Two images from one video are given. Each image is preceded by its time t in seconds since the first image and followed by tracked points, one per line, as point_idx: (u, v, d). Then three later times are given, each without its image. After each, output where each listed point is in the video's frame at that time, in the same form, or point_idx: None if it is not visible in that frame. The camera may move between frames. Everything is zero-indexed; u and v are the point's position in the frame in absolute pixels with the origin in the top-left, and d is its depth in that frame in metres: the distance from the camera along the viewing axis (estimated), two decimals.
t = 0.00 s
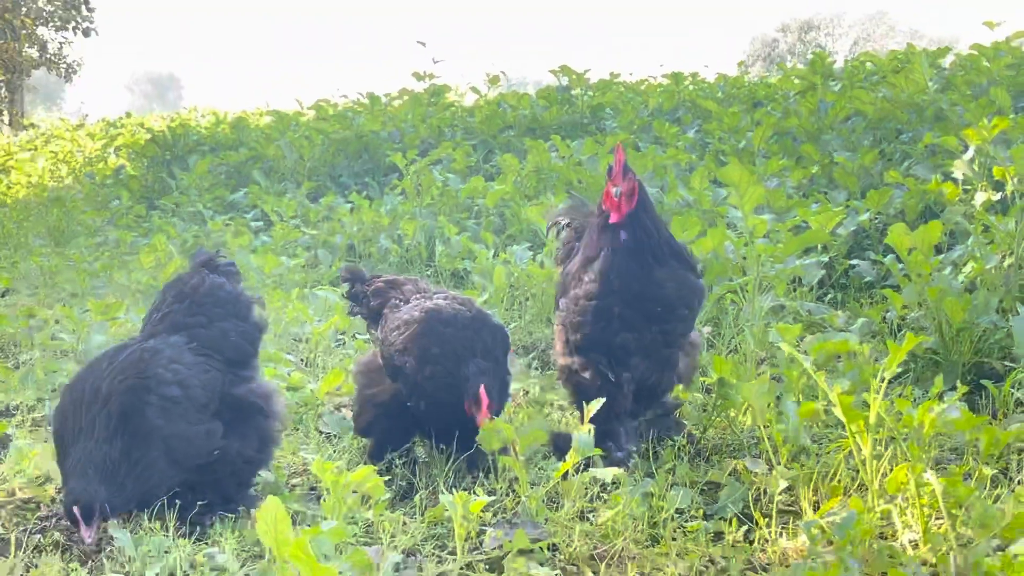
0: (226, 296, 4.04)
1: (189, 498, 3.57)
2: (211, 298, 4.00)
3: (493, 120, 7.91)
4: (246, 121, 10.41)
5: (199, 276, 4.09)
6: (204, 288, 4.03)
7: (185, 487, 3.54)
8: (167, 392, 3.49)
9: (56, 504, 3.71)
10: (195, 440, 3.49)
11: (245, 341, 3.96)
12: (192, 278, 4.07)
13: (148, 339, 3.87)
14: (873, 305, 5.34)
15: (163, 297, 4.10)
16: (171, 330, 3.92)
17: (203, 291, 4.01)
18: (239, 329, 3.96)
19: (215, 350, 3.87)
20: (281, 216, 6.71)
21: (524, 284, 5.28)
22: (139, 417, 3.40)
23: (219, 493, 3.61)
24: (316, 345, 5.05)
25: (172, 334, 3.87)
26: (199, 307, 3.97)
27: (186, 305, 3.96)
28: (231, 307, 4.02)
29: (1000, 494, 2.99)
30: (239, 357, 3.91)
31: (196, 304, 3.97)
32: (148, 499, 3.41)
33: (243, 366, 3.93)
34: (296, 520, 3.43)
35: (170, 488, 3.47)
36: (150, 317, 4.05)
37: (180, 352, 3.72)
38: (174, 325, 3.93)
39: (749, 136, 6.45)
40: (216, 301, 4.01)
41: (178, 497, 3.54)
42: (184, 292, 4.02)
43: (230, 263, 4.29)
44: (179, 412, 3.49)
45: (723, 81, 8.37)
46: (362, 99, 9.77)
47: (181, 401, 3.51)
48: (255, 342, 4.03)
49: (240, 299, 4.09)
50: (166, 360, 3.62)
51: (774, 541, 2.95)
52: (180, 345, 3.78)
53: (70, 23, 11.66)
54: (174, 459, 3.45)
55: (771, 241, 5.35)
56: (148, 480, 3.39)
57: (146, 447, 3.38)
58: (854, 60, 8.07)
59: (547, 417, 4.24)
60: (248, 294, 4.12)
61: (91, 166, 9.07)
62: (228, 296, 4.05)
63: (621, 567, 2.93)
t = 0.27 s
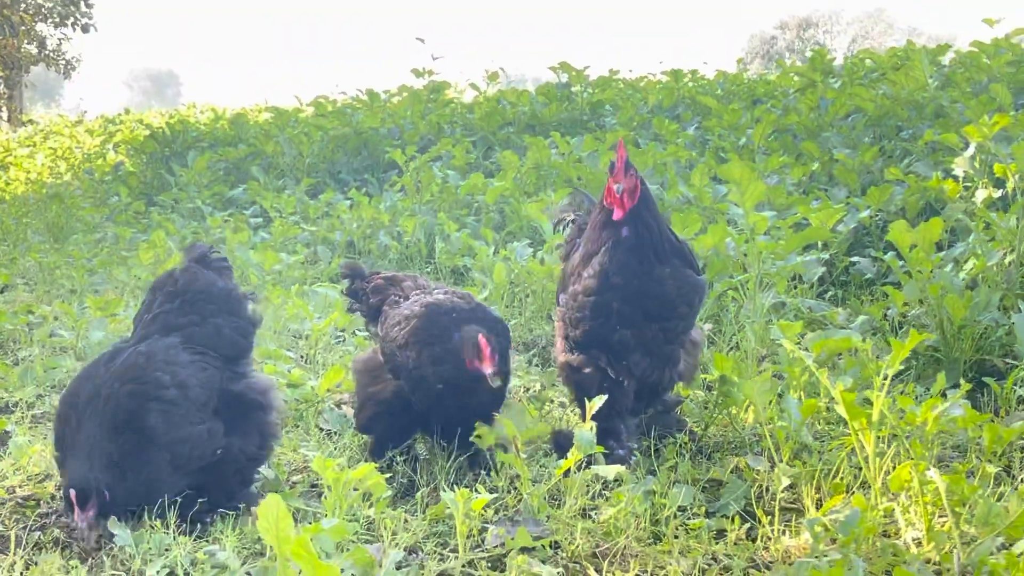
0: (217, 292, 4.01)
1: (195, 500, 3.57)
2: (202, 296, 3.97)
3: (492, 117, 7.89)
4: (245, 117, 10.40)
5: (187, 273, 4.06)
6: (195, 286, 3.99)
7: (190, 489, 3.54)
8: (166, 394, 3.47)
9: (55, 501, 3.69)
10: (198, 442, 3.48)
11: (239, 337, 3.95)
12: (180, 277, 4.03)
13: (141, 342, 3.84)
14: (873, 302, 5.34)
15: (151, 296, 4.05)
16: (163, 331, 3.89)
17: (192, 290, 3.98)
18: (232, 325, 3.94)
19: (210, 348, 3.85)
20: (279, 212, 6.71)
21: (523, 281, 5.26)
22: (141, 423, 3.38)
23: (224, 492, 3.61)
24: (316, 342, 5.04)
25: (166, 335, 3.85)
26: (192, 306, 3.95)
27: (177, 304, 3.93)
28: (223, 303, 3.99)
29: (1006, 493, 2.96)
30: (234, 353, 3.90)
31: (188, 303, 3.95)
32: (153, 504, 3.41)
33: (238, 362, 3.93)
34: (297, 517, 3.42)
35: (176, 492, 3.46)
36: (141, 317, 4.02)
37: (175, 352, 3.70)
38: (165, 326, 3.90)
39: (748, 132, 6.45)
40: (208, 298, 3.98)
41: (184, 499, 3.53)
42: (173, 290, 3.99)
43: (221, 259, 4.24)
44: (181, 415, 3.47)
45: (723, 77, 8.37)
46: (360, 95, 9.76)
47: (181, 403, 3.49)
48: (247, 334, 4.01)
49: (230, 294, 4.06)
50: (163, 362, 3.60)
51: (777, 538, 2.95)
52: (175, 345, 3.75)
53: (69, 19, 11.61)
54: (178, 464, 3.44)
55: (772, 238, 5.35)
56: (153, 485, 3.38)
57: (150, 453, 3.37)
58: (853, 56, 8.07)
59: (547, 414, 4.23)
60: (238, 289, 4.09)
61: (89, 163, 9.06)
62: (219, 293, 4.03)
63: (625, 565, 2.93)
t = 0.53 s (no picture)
0: (224, 289, 4.00)
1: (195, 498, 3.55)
2: (209, 293, 3.95)
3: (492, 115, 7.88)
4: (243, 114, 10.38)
5: (195, 270, 4.04)
6: (202, 284, 3.97)
7: (189, 486, 3.52)
8: (167, 387, 3.46)
9: (56, 501, 3.67)
10: (198, 437, 3.46)
11: (246, 335, 3.93)
12: (188, 274, 4.02)
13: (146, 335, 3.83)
14: (875, 301, 5.33)
15: (159, 293, 4.04)
16: (170, 326, 3.87)
17: (199, 287, 3.96)
18: (238, 322, 3.92)
19: (216, 345, 3.83)
20: (279, 210, 6.69)
21: (525, 280, 5.24)
22: (141, 414, 3.37)
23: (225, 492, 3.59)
24: (318, 340, 5.03)
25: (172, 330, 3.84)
26: (199, 302, 3.94)
27: (184, 299, 3.92)
28: (230, 301, 3.98)
29: (1012, 494, 2.95)
30: (240, 351, 3.88)
31: (195, 299, 3.93)
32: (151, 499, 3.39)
33: (243, 361, 3.91)
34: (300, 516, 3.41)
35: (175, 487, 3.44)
36: (149, 312, 4.01)
37: (179, 346, 3.68)
38: (172, 321, 3.88)
39: (749, 131, 6.44)
40: (215, 295, 3.96)
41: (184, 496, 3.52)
42: (181, 287, 3.97)
43: (222, 257, 4.21)
44: (181, 408, 3.45)
45: (722, 75, 8.37)
46: (359, 92, 9.74)
47: (182, 397, 3.48)
48: (254, 333, 3.99)
49: (238, 293, 4.04)
50: (166, 356, 3.58)
51: (783, 539, 2.94)
52: (180, 340, 3.74)
53: (67, 16, 11.55)
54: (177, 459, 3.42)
55: (773, 237, 5.35)
56: (152, 478, 3.37)
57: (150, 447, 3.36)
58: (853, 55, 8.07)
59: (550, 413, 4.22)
60: (246, 288, 4.07)
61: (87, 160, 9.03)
62: (227, 289, 4.01)
63: (631, 566, 2.92)
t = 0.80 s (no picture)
0: (229, 284, 4.01)
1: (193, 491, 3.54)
2: (214, 287, 3.96)
3: (490, 113, 7.88)
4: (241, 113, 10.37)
5: (201, 265, 4.05)
6: (206, 278, 3.98)
7: (189, 478, 3.51)
8: (172, 377, 3.47)
9: (55, 498, 3.65)
10: (201, 429, 3.47)
11: (249, 330, 3.94)
12: (194, 268, 4.03)
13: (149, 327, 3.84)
14: (874, 299, 5.33)
15: (163, 286, 4.05)
16: (174, 318, 3.88)
17: (204, 280, 3.97)
18: (242, 317, 3.94)
19: (219, 340, 3.84)
20: (278, 207, 6.68)
21: (525, 278, 5.24)
22: (145, 404, 3.38)
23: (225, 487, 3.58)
24: (317, 337, 5.03)
25: (176, 322, 3.84)
26: (204, 295, 3.94)
27: (188, 292, 3.92)
28: (234, 297, 3.98)
29: (1013, 492, 2.95)
30: (242, 346, 3.89)
31: (199, 292, 3.94)
32: (152, 489, 3.37)
33: (246, 355, 3.92)
34: (300, 515, 3.40)
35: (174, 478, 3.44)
36: (152, 305, 4.01)
37: (183, 339, 3.70)
38: (176, 314, 3.89)
39: (747, 129, 6.45)
40: (219, 289, 3.97)
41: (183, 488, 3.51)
42: (185, 280, 3.98)
43: (224, 251, 4.22)
44: (185, 399, 3.47)
45: (721, 74, 8.37)
46: (357, 91, 9.73)
47: (186, 388, 3.49)
48: (257, 330, 3.99)
49: (243, 289, 4.05)
50: (171, 347, 3.60)
51: (784, 536, 2.94)
52: (185, 333, 3.75)
53: (65, 14, 11.52)
54: (179, 450, 3.42)
55: (772, 235, 5.35)
56: (153, 468, 3.35)
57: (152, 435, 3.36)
58: (851, 54, 8.07)
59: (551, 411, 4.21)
60: (250, 284, 4.09)
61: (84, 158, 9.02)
62: (231, 284, 4.02)
63: (632, 562, 2.91)
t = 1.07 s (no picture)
0: (225, 281, 4.03)
1: (187, 489, 3.54)
2: (211, 284, 3.98)
3: (485, 113, 7.87)
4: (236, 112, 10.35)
5: (197, 263, 4.07)
6: (202, 276, 4.00)
7: (183, 475, 3.51)
8: (168, 373, 3.48)
9: (49, 498, 3.64)
10: (196, 425, 3.48)
11: (244, 328, 3.95)
12: (191, 266, 4.05)
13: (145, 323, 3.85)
14: (869, 299, 5.34)
15: (160, 283, 4.06)
16: (170, 315, 3.89)
17: (200, 278, 3.99)
18: (239, 314, 3.95)
19: (215, 337, 3.85)
20: (273, 207, 6.67)
21: (521, 277, 5.24)
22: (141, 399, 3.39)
23: (219, 485, 3.58)
24: (312, 336, 5.02)
25: (173, 318, 3.86)
26: (200, 292, 3.96)
27: (184, 290, 3.94)
28: (231, 296, 4.00)
29: (1009, 493, 2.95)
30: (238, 343, 3.90)
31: (196, 290, 3.95)
32: (147, 485, 3.37)
33: (241, 353, 3.93)
34: (295, 514, 3.40)
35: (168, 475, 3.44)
36: (148, 302, 4.02)
37: (180, 335, 3.71)
38: (173, 311, 3.90)
39: (744, 129, 6.45)
40: (215, 286, 3.99)
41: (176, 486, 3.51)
42: (182, 278, 4.00)
43: (221, 250, 4.23)
44: (181, 395, 3.48)
45: (716, 74, 8.37)
46: (353, 90, 9.72)
47: (182, 384, 3.50)
48: (253, 329, 4.00)
49: (239, 288, 4.06)
50: (167, 343, 3.62)
51: (781, 536, 2.94)
52: (181, 329, 3.77)
53: (59, 13, 11.48)
54: (173, 446, 3.42)
55: (768, 235, 5.35)
56: (148, 464, 3.35)
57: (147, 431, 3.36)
58: (847, 54, 8.08)
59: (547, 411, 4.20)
60: (247, 282, 4.10)
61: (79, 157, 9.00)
62: (227, 281, 4.04)
63: (628, 563, 2.91)
